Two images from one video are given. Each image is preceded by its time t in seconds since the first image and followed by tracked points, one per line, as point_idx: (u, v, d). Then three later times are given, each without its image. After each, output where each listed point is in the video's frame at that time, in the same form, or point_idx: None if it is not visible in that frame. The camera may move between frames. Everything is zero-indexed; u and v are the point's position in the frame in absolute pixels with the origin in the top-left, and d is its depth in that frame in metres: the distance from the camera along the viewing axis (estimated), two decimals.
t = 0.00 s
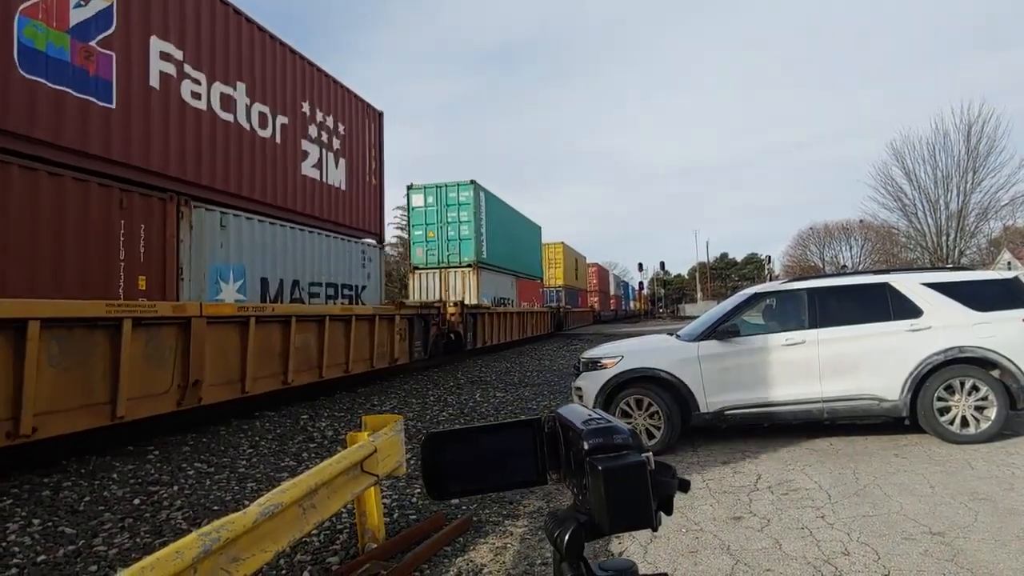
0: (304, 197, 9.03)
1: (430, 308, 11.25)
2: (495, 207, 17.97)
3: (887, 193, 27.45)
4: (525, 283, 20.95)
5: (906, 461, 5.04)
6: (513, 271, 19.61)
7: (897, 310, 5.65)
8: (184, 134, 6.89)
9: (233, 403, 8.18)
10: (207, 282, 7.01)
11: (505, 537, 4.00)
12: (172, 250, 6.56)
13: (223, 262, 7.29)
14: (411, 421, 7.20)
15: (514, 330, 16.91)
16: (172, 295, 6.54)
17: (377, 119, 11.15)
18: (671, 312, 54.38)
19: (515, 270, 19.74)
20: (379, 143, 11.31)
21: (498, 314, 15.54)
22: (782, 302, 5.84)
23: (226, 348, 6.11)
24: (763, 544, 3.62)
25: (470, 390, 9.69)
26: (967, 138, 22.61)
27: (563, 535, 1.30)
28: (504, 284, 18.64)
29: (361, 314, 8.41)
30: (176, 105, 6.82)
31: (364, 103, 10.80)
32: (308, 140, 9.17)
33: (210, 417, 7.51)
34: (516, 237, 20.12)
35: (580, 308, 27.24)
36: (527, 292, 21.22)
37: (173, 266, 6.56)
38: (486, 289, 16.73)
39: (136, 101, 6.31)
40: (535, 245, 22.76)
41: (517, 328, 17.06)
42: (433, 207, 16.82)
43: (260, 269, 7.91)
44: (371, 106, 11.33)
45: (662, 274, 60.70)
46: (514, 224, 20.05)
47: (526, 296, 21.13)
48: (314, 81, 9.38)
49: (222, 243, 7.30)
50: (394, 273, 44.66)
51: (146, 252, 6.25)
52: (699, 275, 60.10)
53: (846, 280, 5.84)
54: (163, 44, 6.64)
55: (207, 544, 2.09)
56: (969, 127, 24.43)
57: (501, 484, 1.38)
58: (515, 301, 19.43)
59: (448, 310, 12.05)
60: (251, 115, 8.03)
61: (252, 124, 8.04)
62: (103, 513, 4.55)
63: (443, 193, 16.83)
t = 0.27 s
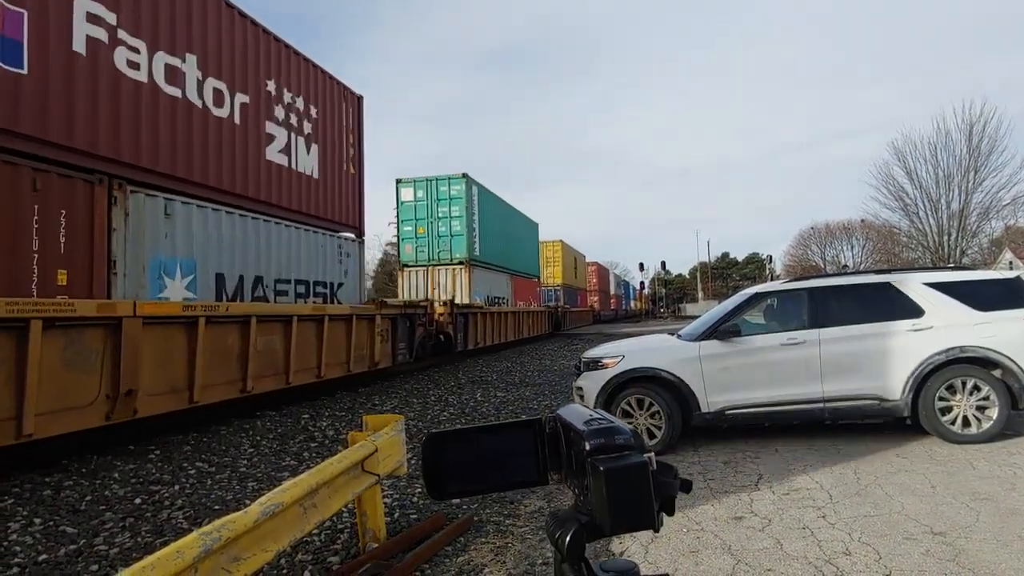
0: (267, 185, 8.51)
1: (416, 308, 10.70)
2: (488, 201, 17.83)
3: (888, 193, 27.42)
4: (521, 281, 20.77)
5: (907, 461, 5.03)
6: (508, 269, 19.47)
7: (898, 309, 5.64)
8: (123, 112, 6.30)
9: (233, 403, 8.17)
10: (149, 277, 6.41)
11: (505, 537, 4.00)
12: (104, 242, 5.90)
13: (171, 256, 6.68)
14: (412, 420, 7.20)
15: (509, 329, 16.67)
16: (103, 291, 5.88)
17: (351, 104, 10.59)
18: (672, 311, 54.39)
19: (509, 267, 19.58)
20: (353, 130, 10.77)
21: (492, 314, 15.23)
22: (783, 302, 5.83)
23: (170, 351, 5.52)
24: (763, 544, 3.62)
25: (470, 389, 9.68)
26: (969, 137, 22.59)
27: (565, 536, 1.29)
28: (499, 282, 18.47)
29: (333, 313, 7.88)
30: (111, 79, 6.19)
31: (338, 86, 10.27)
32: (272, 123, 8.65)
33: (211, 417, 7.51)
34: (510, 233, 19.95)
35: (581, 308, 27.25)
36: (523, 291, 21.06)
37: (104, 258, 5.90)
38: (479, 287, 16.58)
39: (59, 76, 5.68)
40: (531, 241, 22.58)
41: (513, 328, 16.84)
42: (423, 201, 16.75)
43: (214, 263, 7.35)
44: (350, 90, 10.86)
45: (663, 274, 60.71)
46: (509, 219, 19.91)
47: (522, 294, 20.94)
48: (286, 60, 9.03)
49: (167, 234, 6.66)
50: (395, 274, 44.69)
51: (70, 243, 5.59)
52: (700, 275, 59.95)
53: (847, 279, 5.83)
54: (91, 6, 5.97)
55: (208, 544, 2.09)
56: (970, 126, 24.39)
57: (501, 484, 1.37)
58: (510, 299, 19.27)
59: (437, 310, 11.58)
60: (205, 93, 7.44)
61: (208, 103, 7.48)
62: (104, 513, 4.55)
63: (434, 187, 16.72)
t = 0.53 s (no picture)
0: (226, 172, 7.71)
1: (396, 308, 10.10)
2: (479, 196, 17.39)
3: (889, 193, 27.39)
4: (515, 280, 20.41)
5: (908, 461, 5.03)
6: (501, 267, 19.08)
7: (900, 309, 5.63)
8: (78, 93, 5.83)
9: (234, 403, 8.17)
10: (71, 273, 5.60)
11: (505, 537, 3.99)
12: (8, 228, 5.07)
13: (99, 248, 5.88)
14: (412, 420, 7.20)
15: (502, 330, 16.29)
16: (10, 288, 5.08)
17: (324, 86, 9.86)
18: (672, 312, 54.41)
19: (503, 265, 19.17)
20: (327, 114, 10.08)
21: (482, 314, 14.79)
22: (784, 302, 5.82)
23: (95, 355, 4.83)
24: (764, 544, 3.61)
25: (471, 390, 9.67)
26: (969, 138, 22.56)
27: (566, 538, 1.29)
28: (491, 281, 18.11)
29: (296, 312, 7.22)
30: (20, 38, 5.36)
31: (310, 67, 9.58)
32: (231, 104, 7.84)
33: (211, 417, 7.51)
34: (503, 230, 19.54)
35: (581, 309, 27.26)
36: (518, 291, 20.73)
37: (13, 249, 5.10)
38: (470, 286, 16.21)
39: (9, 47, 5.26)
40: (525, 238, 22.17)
41: (506, 328, 16.48)
42: (411, 196, 16.25)
43: (156, 258, 6.53)
44: (324, 73, 10.14)
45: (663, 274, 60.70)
46: (502, 215, 19.49)
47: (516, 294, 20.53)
48: (247, 34, 8.22)
49: (95, 223, 5.85)
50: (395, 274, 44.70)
51: None
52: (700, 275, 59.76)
53: (848, 279, 5.82)
54: None
55: (209, 544, 2.08)
56: (971, 126, 24.35)
57: (501, 485, 1.37)
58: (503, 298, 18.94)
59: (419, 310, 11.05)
60: (145, 64, 6.60)
61: (150, 76, 6.66)
62: (105, 513, 4.55)
63: (423, 182, 16.20)
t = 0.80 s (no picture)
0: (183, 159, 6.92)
1: (375, 308, 9.44)
2: (470, 192, 17.11)
3: (890, 193, 27.35)
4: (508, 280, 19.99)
5: (909, 462, 5.02)
6: (493, 266, 18.68)
7: (902, 310, 5.63)
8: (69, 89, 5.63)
9: (235, 403, 8.18)
10: None
11: (506, 538, 3.99)
12: None
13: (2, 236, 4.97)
14: (414, 421, 7.20)
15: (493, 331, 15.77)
16: None
17: (290, 67, 9.00)
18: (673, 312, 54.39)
19: (494, 264, 18.75)
20: (295, 98, 9.19)
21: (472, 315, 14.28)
22: (785, 302, 5.81)
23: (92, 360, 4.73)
24: (765, 545, 3.61)
25: (472, 390, 9.67)
26: (970, 138, 22.54)
27: (569, 540, 1.28)
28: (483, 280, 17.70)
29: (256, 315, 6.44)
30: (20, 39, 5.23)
31: (276, 45, 8.72)
32: (174, 75, 6.80)
33: (212, 418, 7.52)
34: (495, 228, 19.16)
35: (581, 309, 27.29)
36: (511, 291, 20.32)
37: None
38: (459, 285, 15.77)
39: None
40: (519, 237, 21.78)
41: (498, 330, 16.01)
42: (399, 191, 15.95)
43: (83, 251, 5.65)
44: (292, 50, 9.30)
45: (664, 275, 60.75)
46: (494, 213, 19.15)
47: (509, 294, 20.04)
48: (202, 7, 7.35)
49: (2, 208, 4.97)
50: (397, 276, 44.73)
51: None
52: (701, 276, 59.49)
53: (850, 280, 5.81)
54: None
55: (210, 545, 2.08)
56: (972, 126, 24.33)
57: (503, 486, 1.36)
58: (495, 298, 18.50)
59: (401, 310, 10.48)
60: (70, 29, 5.65)
61: (75, 41, 5.69)
62: (106, 513, 4.55)
63: (411, 176, 15.99)
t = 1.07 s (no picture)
0: (132, 142, 6.03)
1: (353, 309, 8.78)
2: (461, 188, 16.31)
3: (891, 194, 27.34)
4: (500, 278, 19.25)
5: (910, 463, 5.02)
6: (485, 264, 17.97)
7: (902, 311, 5.63)
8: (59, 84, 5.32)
9: (235, 404, 8.19)
10: None
11: (507, 538, 4.00)
12: None
13: None
14: (414, 422, 7.20)
15: (483, 333, 15.13)
16: None
17: (252, 42, 8.02)
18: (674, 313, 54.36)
19: (487, 263, 18.01)
20: (260, 77, 8.22)
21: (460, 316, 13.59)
22: (786, 303, 5.82)
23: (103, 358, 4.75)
24: (767, 546, 3.61)
25: (472, 391, 9.67)
26: (972, 138, 22.54)
27: (569, 539, 1.29)
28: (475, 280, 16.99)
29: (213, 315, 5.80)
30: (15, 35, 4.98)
31: (237, 17, 7.72)
32: (105, 40, 5.71)
33: (213, 419, 7.52)
34: (487, 225, 18.39)
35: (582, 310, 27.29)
36: (505, 291, 19.66)
37: None
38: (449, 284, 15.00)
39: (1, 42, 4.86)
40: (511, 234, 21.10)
41: (488, 331, 15.39)
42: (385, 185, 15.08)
43: None
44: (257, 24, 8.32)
45: (665, 275, 60.74)
46: (486, 209, 18.38)
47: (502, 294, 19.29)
48: None
49: None
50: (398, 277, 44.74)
51: None
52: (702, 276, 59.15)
53: (850, 281, 5.82)
54: None
55: (211, 545, 2.09)
56: (974, 127, 24.32)
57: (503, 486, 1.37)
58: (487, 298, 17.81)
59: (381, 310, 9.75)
60: None
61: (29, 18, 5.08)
62: (108, 514, 4.56)
63: (398, 169, 15.06)
